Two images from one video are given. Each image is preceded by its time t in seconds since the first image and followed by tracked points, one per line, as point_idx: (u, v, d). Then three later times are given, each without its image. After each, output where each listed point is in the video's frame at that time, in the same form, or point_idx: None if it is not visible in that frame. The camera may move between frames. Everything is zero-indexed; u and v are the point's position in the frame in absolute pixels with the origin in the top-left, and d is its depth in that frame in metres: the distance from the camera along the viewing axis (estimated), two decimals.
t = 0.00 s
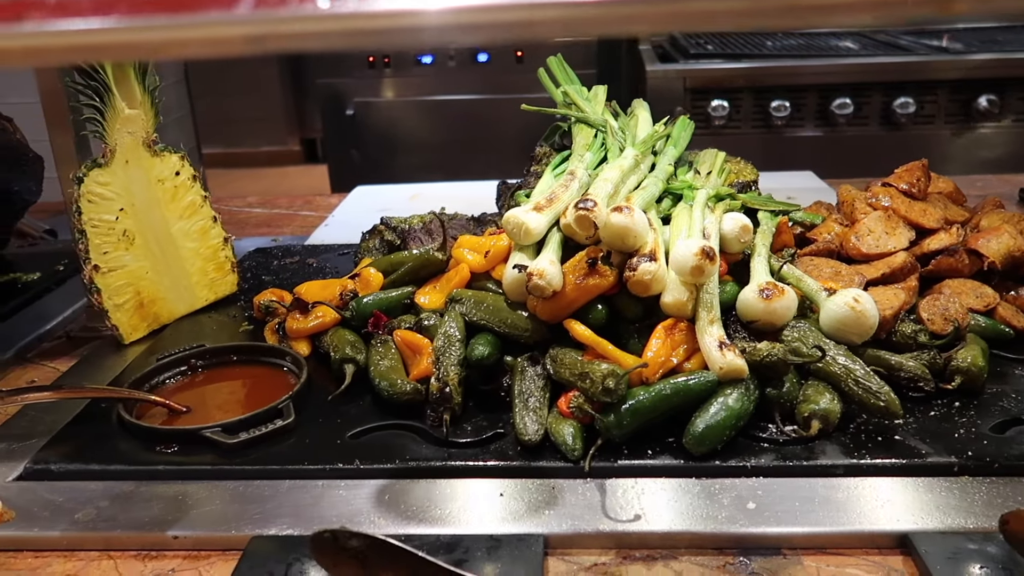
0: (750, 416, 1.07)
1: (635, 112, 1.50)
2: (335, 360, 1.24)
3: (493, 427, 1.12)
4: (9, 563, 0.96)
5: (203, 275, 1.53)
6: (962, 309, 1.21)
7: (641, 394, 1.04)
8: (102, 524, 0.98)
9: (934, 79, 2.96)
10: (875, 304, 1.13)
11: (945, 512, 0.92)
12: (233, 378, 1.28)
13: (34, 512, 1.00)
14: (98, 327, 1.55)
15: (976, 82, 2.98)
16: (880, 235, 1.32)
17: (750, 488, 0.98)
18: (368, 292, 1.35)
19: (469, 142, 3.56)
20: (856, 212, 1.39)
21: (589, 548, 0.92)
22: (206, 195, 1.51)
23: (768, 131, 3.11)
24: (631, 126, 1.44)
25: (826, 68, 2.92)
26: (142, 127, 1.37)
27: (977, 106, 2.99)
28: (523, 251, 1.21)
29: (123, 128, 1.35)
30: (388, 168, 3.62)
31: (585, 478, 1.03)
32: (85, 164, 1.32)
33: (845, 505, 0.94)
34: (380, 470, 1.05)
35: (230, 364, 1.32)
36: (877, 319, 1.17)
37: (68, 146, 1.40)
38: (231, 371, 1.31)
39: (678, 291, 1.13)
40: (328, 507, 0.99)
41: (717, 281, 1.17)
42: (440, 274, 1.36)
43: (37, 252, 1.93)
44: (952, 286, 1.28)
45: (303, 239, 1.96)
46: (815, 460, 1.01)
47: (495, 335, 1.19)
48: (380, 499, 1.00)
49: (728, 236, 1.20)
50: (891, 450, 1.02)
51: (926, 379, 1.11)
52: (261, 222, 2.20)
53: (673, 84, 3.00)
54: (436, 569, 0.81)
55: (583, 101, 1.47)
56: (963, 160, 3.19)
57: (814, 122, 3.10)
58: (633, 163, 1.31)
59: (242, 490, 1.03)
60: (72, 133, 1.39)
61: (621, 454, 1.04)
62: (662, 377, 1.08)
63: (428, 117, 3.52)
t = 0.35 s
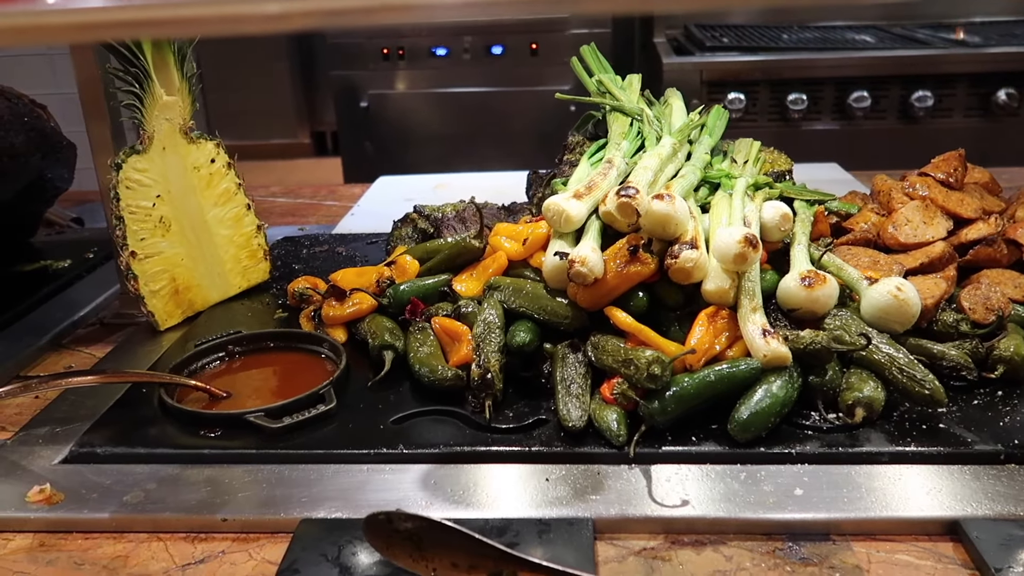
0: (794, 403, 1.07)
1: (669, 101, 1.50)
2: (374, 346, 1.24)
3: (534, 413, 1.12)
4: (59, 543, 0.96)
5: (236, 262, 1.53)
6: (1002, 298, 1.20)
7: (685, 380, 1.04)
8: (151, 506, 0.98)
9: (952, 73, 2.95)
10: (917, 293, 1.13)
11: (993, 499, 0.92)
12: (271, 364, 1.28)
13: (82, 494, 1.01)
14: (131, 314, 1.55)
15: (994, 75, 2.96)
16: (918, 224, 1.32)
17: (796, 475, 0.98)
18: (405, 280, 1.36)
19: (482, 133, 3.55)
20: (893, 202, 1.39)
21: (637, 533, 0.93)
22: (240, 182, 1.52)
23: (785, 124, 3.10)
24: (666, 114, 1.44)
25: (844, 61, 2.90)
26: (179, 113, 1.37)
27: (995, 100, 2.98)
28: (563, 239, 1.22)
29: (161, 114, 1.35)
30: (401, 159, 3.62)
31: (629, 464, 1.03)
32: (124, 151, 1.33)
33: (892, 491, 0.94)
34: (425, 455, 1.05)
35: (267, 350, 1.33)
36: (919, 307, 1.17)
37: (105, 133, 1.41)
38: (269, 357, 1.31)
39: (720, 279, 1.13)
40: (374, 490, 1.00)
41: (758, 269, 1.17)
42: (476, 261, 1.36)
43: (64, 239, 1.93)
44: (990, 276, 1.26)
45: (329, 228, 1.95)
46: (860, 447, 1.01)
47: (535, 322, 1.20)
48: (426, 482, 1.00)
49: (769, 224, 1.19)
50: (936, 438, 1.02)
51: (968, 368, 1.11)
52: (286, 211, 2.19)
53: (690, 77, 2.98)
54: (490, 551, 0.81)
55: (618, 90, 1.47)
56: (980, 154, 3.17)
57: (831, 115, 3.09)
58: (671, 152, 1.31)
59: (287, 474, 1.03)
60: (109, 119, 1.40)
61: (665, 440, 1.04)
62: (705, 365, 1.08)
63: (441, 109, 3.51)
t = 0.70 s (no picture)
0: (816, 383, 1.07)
1: (679, 83, 1.50)
2: (392, 333, 1.24)
3: (556, 397, 1.12)
4: (87, 536, 0.96)
5: (246, 250, 1.52)
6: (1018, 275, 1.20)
7: (709, 361, 1.05)
8: (177, 497, 0.98)
9: (944, 51, 2.95)
10: (935, 271, 1.14)
11: (1018, 473, 0.93)
12: (287, 352, 1.28)
13: (108, 486, 1.00)
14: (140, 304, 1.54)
15: (985, 53, 2.97)
16: (931, 203, 1.32)
17: (821, 453, 0.99)
18: (419, 266, 1.35)
19: (474, 117, 3.53)
20: (905, 181, 1.39)
21: (667, 513, 0.93)
22: (248, 169, 1.50)
23: (778, 104, 3.09)
24: (677, 96, 1.44)
25: (838, 41, 2.89)
26: (187, 101, 1.36)
27: (987, 78, 2.99)
28: (580, 222, 1.22)
29: (169, 102, 1.34)
30: (392, 144, 3.60)
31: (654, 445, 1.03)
32: (132, 139, 1.31)
33: (919, 468, 0.95)
34: (450, 440, 1.05)
35: (282, 338, 1.32)
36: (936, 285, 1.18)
37: (110, 121, 1.39)
38: (285, 345, 1.31)
39: (739, 260, 1.14)
40: (402, 477, 0.99)
41: (776, 250, 1.17)
42: (491, 246, 1.36)
43: (64, 229, 1.91)
44: (1002, 252, 1.27)
45: (332, 215, 1.94)
46: (884, 425, 1.02)
47: (554, 306, 1.20)
48: (454, 468, 1.00)
49: (786, 205, 1.20)
50: (959, 415, 1.03)
51: (986, 345, 1.11)
52: (287, 198, 2.18)
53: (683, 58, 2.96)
54: (527, 535, 0.82)
55: (628, 72, 1.47)
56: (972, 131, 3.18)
57: (824, 95, 3.08)
58: (685, 133, 1.31)
59: (312, 462, 1.03)
60: (116, 108, 1.38)
61: (689, 422, 1.05)
62: (727, 346, 1.09)
63: (432, 93, 3.48)
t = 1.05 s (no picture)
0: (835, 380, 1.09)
1: (691, 81, 1.51)
2: (411, 332, 1.25)
3: (577, 395, 1.13)
4: (116, 536, 0.96)
5: (260, 249, 1.53)
6: None
7: (729, 359, 1.06)
8: (205, 496, 0.99)
9: (945, 45, 2.96)
10: (950, 268, 1.15)
11: None
12: (306, 351, 1.29)
13: (134, 487, 1.01)
14: (154, 304, 1.54)
15: (986, 47, 2.98)
16: (943, 200, 1.33)
17: (842, 449, 1.00)
18: (437, 265, 1.36)
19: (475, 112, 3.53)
20: (917, 178, 1.40)
21: (692, 511, 0.94)
22: (262, 169, 1.51)
23: (779, 99, 3.09)
24: (690, 95, 1.45)
25: (839, 36, 2.90)
26: (203, 101, 1.37)
27: (987, 72, 3.00)
28: (598, 222, 1.23)
29: (186, 102, 1.35)
30: (393, 140, 3.61)
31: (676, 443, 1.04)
32: (149, 140, 1.32)
33: (939, 464, 0.96)
34: (473, 439, 1.06)
35: (300, 337, 1.33)
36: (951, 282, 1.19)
37: (126, 121, 1.39)
38: (303, 344, 1.32)
39: (757, 258, 1.15)
40: (427, 475, 1.00)
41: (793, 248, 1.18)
42: (507, 245, 1.37)
43: (74, 227, 1.91)
44: (1015, 249, 1.28)
45: (342, 213, 1.94)
46: (903, 422, 1.03)
47: (573, 305, 1.21)
48: (478, 466, 1.01)
49: (802, 203, 1.21)
50: (977, 411, 1.04)
51: (1002, 341, 1.13)
52: (294, 196, 2.18)
53: (685, 54, 2.96)
54: (558, 534, 0.83)
55: (641, 71, 1.48)
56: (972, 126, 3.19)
57: (825, 90, 3.09)
58: (699, 132, 1.32)
59: (337, 462, 1.04)
60: (132, 108, 1.39)
61: (710, 419, 1.06)
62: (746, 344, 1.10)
63: (433, 88, 3.48)
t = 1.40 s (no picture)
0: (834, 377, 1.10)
1: (693, 82, 1.53)
2: (417, 329, 1.26)
3: (581, 391, 1.15)
4: (129, 529, 0.98)
5: (268, 248, 1.55)
6: None
7: (731, 356, 1.08)
8: (216, 491, 1.01)
9: (947, 44, 2.97)
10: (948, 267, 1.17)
11: None
12: (313, 348, 1.31)
13: (147, 481, 1.03)
14: (163, 302, 1.56)
15: (987, 46, 2.99)
16: (943, 200, 1.35)
17: (841, 445, 1.02)
18: (442, 263, 1.38)
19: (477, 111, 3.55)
20: (917, 177, 1.42)
21: (693, 505, 0.96)
22: (269, 168, 1.53)
23: (781, 99, 3.10)
24: (692, 95, 1.47)
25: (841, 35, 2.91)
26: (212, 101, 1.39)
27: (988, 70, 3.01)
28: (602, 221, 1.25)
29: (195, 103, 1.37)
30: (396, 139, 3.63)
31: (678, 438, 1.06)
32: (159, 140, 1.34)
33: (936, 458, 0.98)
34: (478, 435, 1.08)
35: (308, 335, 1.35)
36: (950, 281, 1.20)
37: (135, 121, 1.41)
38: (310, 342, 1.33)
39: (758, 257, 1.17)
40: (434, 470, 1.02)
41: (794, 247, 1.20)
42: (511, 243, 1.39)
43: (82, 226, 1.93)
44: (1013, 248, 1.29)
45: (347, 212, 1.96)
46: (901, 418, 1.05)
47: (577, 303, 1.22)
48: (484, 461, 1.03)
49: (802, 202, 1.22)
50: (974, 408, 1.06)
51: (999, 339, 1.14)
52: (300, 195, 2.20)
53: (687, 53, 2.97)
54: (562, 526, 0.85)
55: (643, 71, 1.50)
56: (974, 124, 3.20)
57: (827, 89, 3.10)
58: (701, 132, 1.34)
59: (345, 456, 1.06)
60: (141, 106, 1.41)
61: (712, 415, 1.08)
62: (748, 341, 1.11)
63: (437, 87, 3.49)
